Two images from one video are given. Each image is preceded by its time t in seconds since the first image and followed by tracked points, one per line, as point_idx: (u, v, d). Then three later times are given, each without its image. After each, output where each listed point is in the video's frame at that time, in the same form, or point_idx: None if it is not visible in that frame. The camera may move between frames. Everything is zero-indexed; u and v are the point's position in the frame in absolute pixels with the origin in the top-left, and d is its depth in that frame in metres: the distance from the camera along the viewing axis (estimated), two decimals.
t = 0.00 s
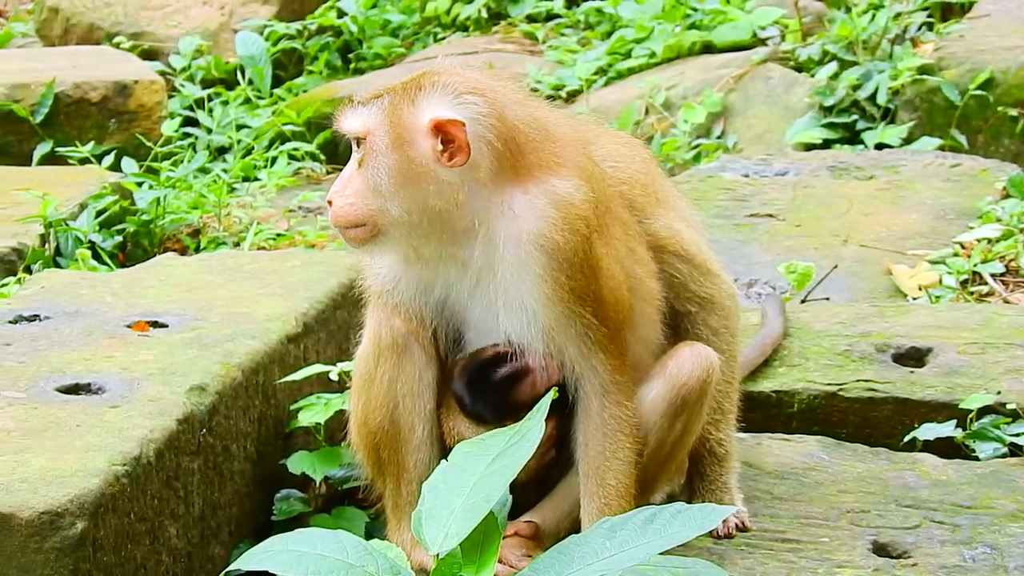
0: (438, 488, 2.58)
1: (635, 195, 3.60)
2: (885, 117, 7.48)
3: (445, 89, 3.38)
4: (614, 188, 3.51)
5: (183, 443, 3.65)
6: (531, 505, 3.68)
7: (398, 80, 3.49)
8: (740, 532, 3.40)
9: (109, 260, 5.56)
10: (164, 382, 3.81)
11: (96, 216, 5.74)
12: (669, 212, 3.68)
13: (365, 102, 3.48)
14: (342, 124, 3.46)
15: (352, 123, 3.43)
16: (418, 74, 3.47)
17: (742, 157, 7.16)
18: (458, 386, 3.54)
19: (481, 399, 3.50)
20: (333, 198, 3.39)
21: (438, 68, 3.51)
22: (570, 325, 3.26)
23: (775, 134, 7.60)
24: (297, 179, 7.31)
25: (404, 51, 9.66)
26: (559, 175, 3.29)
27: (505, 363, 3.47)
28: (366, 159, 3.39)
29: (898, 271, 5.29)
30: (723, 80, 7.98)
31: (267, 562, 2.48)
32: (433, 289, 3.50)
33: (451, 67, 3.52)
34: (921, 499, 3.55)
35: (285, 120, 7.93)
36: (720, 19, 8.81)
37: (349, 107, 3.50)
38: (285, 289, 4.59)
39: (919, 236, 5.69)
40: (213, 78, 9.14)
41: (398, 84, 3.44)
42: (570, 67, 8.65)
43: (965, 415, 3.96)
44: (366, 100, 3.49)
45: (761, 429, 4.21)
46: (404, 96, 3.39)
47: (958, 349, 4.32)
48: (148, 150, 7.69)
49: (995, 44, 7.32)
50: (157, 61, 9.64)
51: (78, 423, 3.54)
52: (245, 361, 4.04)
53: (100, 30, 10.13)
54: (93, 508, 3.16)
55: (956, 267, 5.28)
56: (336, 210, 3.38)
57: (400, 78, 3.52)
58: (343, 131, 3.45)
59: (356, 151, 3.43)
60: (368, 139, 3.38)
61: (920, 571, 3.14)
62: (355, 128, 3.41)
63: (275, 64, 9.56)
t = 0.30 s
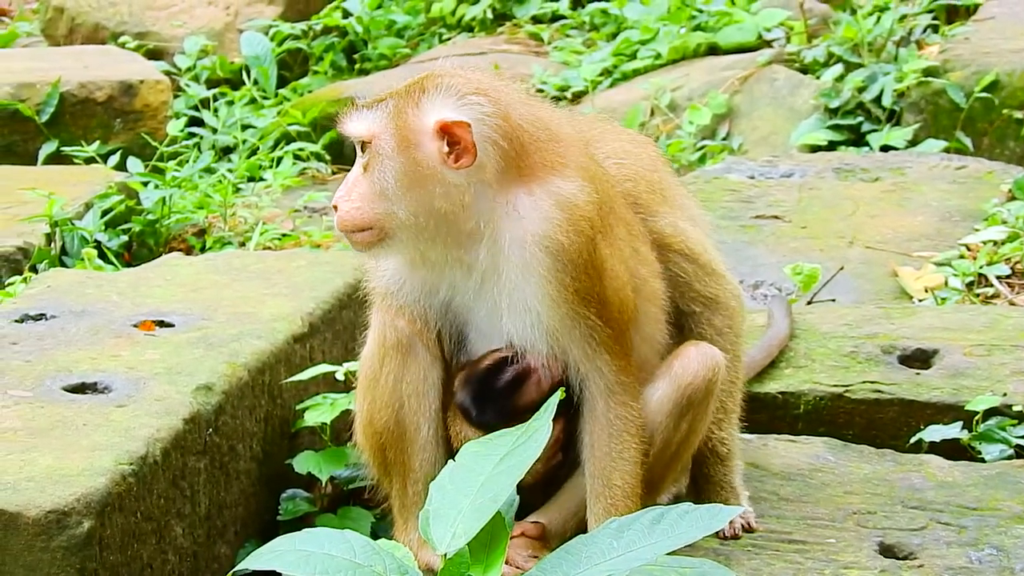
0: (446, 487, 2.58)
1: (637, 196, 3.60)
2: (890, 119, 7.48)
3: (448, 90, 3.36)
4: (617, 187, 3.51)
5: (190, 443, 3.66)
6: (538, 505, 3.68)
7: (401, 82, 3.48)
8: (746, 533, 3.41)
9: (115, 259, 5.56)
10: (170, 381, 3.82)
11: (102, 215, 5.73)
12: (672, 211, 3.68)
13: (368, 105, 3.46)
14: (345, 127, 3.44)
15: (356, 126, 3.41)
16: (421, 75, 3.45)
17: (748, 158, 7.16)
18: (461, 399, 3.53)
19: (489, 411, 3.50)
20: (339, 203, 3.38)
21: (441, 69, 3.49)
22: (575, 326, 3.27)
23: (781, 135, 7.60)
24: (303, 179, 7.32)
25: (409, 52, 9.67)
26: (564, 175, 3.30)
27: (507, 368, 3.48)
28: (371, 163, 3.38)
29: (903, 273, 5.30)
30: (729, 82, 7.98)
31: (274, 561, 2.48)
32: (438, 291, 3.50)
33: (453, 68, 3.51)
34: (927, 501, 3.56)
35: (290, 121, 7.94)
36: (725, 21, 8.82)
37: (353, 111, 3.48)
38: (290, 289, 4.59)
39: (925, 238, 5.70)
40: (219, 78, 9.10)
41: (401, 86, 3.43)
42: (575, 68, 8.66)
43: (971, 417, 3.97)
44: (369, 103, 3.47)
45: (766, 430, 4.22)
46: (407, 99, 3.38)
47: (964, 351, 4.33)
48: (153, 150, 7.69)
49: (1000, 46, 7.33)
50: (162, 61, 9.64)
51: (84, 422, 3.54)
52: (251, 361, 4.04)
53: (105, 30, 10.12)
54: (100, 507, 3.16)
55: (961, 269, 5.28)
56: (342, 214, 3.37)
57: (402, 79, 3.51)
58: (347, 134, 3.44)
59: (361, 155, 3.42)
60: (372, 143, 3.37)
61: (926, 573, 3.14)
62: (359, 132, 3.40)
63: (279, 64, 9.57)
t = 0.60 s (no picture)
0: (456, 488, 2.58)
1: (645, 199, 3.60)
2: (894, 122, 7.50)
3: (458, 93, 3.40)
4: (624, 186, 3.51)
5: (196, 443, 3.66)
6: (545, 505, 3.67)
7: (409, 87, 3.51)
8: (751, 535, 3.41)
9: (119, 259, 5.56)
10: (177, 381, 3.82)
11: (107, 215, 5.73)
12: (681, 216, 3.68)
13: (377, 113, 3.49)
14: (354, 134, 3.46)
15: (365, 133, 3.43)
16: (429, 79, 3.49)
17: (752, 161, 7.18)
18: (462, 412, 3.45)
19: (495, 417, 3.43)
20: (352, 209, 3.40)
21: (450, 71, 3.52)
22: (584, 327, 3.27)
23: (784, 138, 7.62)
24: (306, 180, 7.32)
25: (412, 53, 9.68)
26: (573, 176, 3.31)
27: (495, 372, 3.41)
28: (382, 168, 3.40)
29: (909, 276, 5.32)
30: (732, 84, 8.00)
31: (284, 561, 2.49)
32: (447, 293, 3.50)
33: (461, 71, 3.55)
34: (935, 503, 3.57)
35: (293, 121, 7.95)
36: (728, 23, 8.83)
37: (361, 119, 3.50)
38: (296, 289, 4.59)
39: (930, 241, 5.71)
40: (221, 78, 9.12)
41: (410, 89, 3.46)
42: (578, 70, 8.66)
43: (977, 420, 3.99)
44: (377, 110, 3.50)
45: (772, 432, 4.23)
46: (416, 103, 3.41)
47: (971, 354, 4.34)
48: (157, 150, 7.68)
49: (1004, 50, 7.35)
50: (165, 61, 9.64)
51: (91, 422, 3.54)
52: (257, 361, 4.05)
53: (109, 30, 10.12)
54: (107, 507, 3.17)
55: (967, 272, 5.30)
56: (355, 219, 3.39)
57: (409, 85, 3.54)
58: (357, 141, 3.46)
59: (371, 161, 3.44)
60: (382, 148, 3.39)
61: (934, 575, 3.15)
62: (369, 138, 3.42)
63: (282, 66, 9.57)
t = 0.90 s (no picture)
0: (472, 490, 2.57)
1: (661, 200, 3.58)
2: (898, 126, 7.52)
3: (466, 103, 3.41)
4: (637, 187, 3.51)
5: (205, 443, 3.65)
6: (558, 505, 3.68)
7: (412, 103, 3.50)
8: (764, 538, 3.42)
9: (125, 259, 5.54)
10: (185, 381, 3.81)
11: (112, 214, 5.71)
12: (697, 218, 3.67)
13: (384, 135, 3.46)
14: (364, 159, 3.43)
15: (375, 156, 3.40)
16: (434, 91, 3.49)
17: (756, 164, 7.18)
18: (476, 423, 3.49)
19: (507, 419, 3.45)
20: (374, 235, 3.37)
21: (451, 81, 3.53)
22: (599, 329, 3.28)
23: (789, 141, 7.63)
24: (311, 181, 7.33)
25: (415, 55, 9.68)
26: (586, 177, 3.30)
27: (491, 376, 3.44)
28: (398, 190, 3.38)
29: (916, 280, 5.34)
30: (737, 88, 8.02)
31: (299, 561, 2.49)
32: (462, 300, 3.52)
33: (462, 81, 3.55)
34: (946, 507, 3.58)
35: (298, 121, 7.95)
36: (733, 27, 8.87)
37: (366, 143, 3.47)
38: (303, 289, 4.59)
39: (938, 246, 5.73)
40: (224, 78, 9.12)
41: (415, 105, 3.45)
42: (583, 72, 8.67)
43: (987, 424, 4.01)
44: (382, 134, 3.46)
45: (782, 435, 4.24)
46: (425, 117, 3.40)
47: (980, 358, 4.35)
48: (161, 150, 7.66)
49: (1009, 55, 7.39)
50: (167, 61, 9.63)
51: (100, 421, 3.54)
52: (266, 362, 4.04)
53: (111, 29, 10.09)
54: (116, 506, 3.16)
55: (975, 277, 5.33)
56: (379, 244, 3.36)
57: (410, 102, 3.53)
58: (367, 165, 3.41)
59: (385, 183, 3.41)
60: (397, 169, 3.36)
61: None
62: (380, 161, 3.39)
63: (285, 66, 9.56)
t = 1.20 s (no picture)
0: (484, 484, 2.49)
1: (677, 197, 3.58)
2: (892, 134, 7.63)
3: (470, 105, 3.42)
4: (649, 185, 3.52)
5: (206, 440, 3.63)
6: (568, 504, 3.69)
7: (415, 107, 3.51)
8: (775, 536, 3.44)
9: (120, 257, 5.51)
10: (186, 378, 3.79)
11: (106, 214, 5.68)
12: (712, 217, 3.68)
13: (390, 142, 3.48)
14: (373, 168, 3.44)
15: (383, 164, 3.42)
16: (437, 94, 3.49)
17: (751, 170, 7.25)
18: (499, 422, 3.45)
19: (530, 416, 3.40)
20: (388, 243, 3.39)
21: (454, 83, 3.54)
22: (609, 328, 3.29)
23: (783, 148, 7.71)
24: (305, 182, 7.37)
25: (406, 59, 9.69)
26: (596, 174, 3.31)
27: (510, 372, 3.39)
28: (409, 197, 3.39)
29: (916, 284, 5.40)
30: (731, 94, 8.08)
31: (310, 554, 2.42)
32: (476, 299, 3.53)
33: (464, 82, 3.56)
34: (951, 508, 3.62)
35: (291, 124, 7.94)
36: (727, 34, 8.96)
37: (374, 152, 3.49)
38: (303, 289, 4.58)
39: (935, 251, 5.80)
40: (214, 81, 9.12)
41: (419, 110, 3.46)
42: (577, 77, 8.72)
43: (990, 427, 4.05)
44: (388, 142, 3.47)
45: (786, 437, 4.26)
46: (431, 122, 3.42)
47: (982, 361, 4.41)
48: (154, 150, 7.62)
49: (1001, 65, 7.50)
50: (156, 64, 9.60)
51: (101, 417, 3.51)
52: (267, 360, 4.03)
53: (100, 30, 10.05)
54: (119, 502, 3.13)
55: (974, 281, 5.38)
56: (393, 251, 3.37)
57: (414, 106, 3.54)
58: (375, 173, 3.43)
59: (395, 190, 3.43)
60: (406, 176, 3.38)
61: None
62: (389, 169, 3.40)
63: (276, 69, 9.55)
